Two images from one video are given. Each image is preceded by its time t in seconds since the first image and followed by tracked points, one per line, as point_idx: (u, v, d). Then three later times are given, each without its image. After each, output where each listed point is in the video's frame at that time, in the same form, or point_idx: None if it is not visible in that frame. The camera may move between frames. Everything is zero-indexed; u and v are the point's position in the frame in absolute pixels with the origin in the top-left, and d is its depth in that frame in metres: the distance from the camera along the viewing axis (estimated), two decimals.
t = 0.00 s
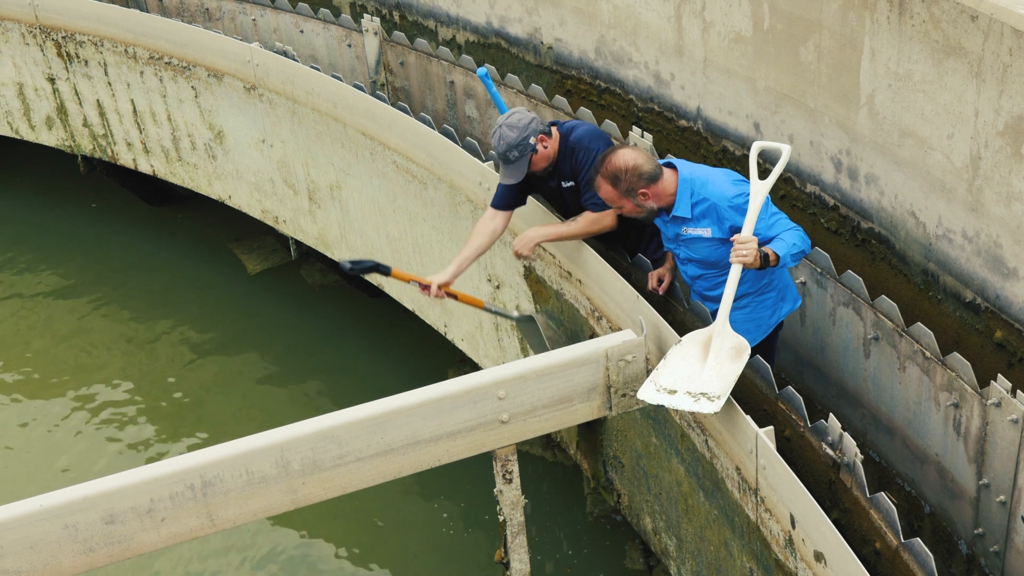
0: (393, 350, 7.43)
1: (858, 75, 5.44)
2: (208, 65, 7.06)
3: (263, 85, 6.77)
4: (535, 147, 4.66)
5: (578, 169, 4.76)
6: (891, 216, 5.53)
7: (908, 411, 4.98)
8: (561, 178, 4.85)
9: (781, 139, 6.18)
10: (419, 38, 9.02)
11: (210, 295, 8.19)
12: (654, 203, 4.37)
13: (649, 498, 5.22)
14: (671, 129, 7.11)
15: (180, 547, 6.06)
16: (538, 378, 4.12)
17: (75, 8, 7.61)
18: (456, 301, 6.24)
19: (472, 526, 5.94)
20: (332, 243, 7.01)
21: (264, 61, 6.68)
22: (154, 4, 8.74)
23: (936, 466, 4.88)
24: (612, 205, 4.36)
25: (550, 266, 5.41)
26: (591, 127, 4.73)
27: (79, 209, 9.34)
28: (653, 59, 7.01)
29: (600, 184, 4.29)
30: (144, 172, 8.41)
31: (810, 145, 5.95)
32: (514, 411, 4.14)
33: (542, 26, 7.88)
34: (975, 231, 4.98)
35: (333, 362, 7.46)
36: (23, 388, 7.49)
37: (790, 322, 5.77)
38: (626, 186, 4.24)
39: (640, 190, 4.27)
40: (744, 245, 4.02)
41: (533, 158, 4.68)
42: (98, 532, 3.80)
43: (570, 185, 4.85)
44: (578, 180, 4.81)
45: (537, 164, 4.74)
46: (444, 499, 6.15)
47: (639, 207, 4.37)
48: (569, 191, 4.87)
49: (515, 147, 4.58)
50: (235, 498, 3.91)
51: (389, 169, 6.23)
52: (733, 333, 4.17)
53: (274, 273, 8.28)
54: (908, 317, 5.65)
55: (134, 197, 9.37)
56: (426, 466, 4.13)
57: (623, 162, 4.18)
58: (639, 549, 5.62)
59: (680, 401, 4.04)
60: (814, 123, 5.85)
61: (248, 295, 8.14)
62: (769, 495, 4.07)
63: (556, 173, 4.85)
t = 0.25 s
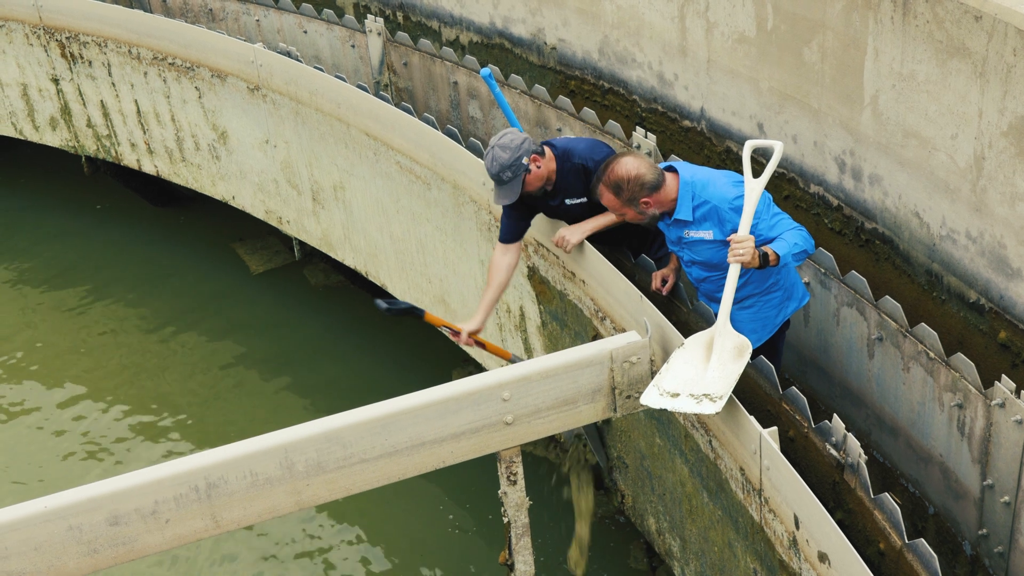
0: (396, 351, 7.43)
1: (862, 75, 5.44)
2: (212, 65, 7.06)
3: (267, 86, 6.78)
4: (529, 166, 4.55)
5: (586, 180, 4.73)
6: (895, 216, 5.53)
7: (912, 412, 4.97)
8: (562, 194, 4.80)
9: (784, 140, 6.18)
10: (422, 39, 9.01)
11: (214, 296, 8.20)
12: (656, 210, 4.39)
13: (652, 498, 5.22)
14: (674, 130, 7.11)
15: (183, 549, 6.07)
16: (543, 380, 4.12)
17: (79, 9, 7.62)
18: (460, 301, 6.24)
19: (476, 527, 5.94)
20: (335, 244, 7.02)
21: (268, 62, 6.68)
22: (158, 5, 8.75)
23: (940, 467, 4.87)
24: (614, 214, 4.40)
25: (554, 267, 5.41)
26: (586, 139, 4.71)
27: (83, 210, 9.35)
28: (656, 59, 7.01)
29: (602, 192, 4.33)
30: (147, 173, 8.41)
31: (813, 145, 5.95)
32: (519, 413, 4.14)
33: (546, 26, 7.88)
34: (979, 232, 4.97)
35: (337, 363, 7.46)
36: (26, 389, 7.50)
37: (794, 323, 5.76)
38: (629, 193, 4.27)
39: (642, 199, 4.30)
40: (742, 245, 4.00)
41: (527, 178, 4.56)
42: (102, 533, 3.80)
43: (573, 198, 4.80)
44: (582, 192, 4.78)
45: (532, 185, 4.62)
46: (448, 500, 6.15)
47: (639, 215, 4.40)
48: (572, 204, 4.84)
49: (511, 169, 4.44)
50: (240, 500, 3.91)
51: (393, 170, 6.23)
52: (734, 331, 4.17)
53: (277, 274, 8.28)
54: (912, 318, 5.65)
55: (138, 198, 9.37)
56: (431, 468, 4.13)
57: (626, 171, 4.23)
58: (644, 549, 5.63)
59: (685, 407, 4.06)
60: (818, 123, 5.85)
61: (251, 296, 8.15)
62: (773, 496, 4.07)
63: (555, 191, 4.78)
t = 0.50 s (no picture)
0: (399, 350, 7.44)
1: (866, 74, 5.43)
2: (215, 64, 7.06)
3: (270, 84, 6.78)
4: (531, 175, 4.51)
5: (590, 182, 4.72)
6: (899, 215, 5.52)
7: (915, 411, 4.97)
8: (566, 199, 4.77)
9: (788, 138, 6.17)
10: (425, 37, 9.01)
11: (217, 294, 8.21)
12: (670, 189, 4.28)
13: (656, 497, 5.22)
14: (678, 128, 7.11)
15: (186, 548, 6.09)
16: (547, 380, 4.12)
17: (82, 8, 7.62)
18: (464, 300, 6.24)
19: (480, 526, 5.94)
20: (339, 242, 7.02)
21: (271, 61, 6.68)
22: (162, 3, 8.75)
23: (943, 466, 4.87)
24: (630, 189, 4.23)
25: (558, 266, 5.41)
26: (584, 142, 4.71)
27: (86, 209, 9.36)
28: (660, 58, 7.01)
29: (620, 167, 4.16)
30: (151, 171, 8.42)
31: (817, 144, 5.95)
32: (523, 412, 4.14)
33: (549, 25, 7.88)
34: (983, 230, 4.97)
35: (340, 361, 7.47)
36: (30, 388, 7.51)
37: (797, 321, 5.76)
38: (647, 166, 4.14)
39: (660, 173, 4.18)
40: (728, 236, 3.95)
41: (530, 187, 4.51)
42: (106, 533, 3.81)
43: (578, 202, 4.78)
44: (585, 195, 4.77)
45: (536, 193, 4.57)
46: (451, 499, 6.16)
47: (655, 193, 4.26)
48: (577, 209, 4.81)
49: (513, 177, 4.41)
50: (244, 500, 3.91)
51: (397, 169, 6.23)
52: (728, 327, 4.12)
53: (281, 272, 8.29)
54: (915, 316, 5.65)
55: (141, 197, 9.38)
56: (435, 467, 4.13)
57: (646, 144, 4.10)
58: (648, 548, 5.65)
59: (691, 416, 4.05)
60: (822, 122, 5.84)
61: (254, 294, 8.15)
62: (777, 495, 4.07)
63: (559, 196, 4.75)
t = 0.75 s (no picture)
0: (402, 349, 7.44)
1: (869, 73, 5.43)
2: (218, 63, 7.07)
3: (273, 83, 6.78)
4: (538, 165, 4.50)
5: (595, 176, 4.69)
6: (901, 213, 5.52)
7: (918, 410, 4.96)
8: (570, 192, 4.74)
9: (791, 137, 6.17)
10: (429, 36, 9.01)
11: (220, 293, 8.21)
12: (691, 167, 4.23)
13: (659, 496, 5.22)
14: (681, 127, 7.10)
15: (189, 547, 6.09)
16: (550, 380, 4.12)
17: (85, 6, 7.62)
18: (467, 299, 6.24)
19: (482, 525, 5.94)
20: (341, 241, 7.02)
21: (274, 60, 6.68)
22: (165, 2, 8.75)
23: (947, 465, 4.87)
24: (650, 162, 4.20)
25: (560, 265, 5.40)
26: (591, 135, 4.68)
27: (89, 207, 9.36)
28: (663, 57, 7.01)
29: (643, 137, 4.13)
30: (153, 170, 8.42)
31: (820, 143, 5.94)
32: (526, 412, 4.14)
33: (552, 23, 7.88)
34: (986, 229, 4.97)
35: (343, 360, 7.47)
36: (33, 386, 7.52)
37: (800, 320, 5.76)
38: (671, 138, 4.10)
39: (682, 147, 4.13)
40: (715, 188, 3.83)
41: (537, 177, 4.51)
42: (109, 533, 3.81)
43: (583, 196, 4.75)
44: (590, 189, 4.74)
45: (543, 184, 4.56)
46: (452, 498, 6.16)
47: (678, 168, 4.21)
48: (582, 202, 4.78)
49: (522, 166, 4.40)
50: (247, 500, 3.91)
51: (399, 168, 6.24)
52: (717, 280, 4.14)
53: (283, 271, 8.29)
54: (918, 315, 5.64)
55: (144, 195, 9.38)
56: (438, 468, 4.13)
57: (670, 115, 4.07)
58: (651, 547, 5.67)
59: (676, 371, 4.06)
60: (825, 121, 5.84)
61: (257, 293, 8.15)
62: (780, 494, 4.06)
63: (564, 189, 4.72)
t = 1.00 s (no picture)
0: (403, 349, 7.44)
1: (871, 74, 5.43)
2: (220, 63, 7.07)
3: (275, 84, 6.78)
4: (555, 132, 4.49)
5: (606, 159, 4.62)
6: (903, 214, 5.52)
7: (920, 411, 4.96)
8: (579, 171, 4.67)
9: (793, 138, 6.18)
10: (430, 37, 9.02)
11: (222, 294, 8.21)
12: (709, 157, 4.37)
13: (660, 497, 5.21)
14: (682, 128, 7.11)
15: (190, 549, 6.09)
16: (553, 382, 4.12)
17: (87, 7, 7.63)
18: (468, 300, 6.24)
19: (483, 526, 5.94)
20: (343, 242, 7.02)
21: (276, 60, 6.69)
22: (167, 3, 8.76)
23: (948, 465, 4.87)
24: (669, 151, 4.35)
25: (562, 266, 5.40)
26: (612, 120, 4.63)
27: (91, 208, 9.37)
28: (665, 57, 7.01)
29: (662, 126, 4.31)
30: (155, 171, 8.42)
31: (822, 144, 5.95)
32: (529, 415, 4.14)
33: (554, 24, 7.88)
34: (988, 230, 4.97)
35: (344, 361, 7.47)
36: (35, 387, 7.52)
37: (801, 321, 5.76)
38: (688, 125, 4.26)
39: (701, 136, 4.28)
40: (722, 120, 4.04)
41: (550, 145, 4.49)
42: (111, 535, 3.81)
43: (591, 177, 4.67)
44: (600, 171, 4.66)
45: (554, 153, 4.54)
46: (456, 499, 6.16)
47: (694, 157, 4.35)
48: (589, 185, 4.69)
49: (536, 127, 4.40)
50: (249, 502, 3.91)
51: (401, 168, 6.24)
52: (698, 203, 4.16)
53: (285, 272, 8.29)
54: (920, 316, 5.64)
55: (146, 196, 9.39)
56: (441, 470, 4.13)
57: (689, 103, 4.23)
58: (653, 548, 5.67)
59: (630, 288, 4.50)
60: (826, 121, 5.85)
61: (258, 294, 8.15)
62: (782, 494, 4.06)
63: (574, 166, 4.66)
